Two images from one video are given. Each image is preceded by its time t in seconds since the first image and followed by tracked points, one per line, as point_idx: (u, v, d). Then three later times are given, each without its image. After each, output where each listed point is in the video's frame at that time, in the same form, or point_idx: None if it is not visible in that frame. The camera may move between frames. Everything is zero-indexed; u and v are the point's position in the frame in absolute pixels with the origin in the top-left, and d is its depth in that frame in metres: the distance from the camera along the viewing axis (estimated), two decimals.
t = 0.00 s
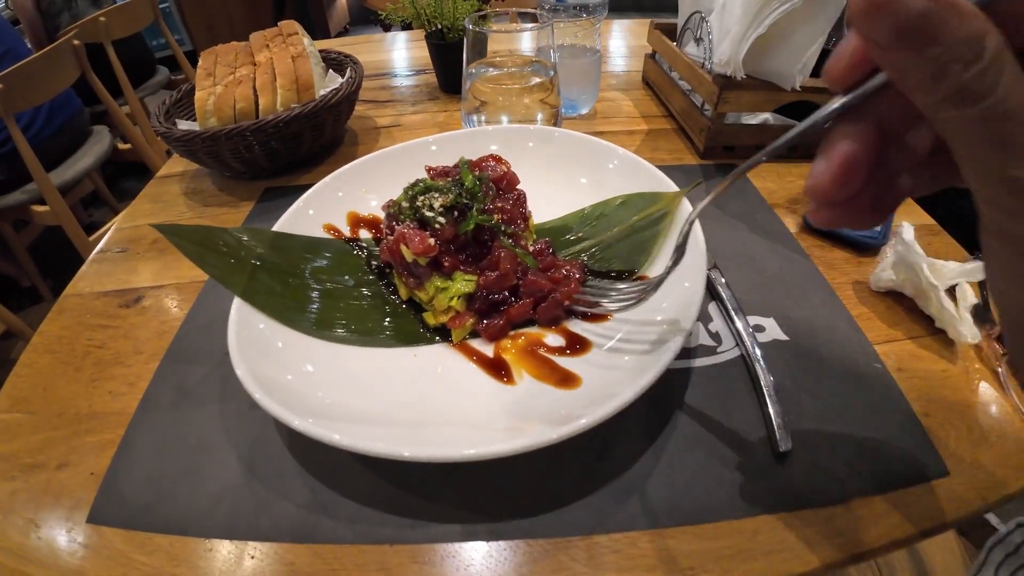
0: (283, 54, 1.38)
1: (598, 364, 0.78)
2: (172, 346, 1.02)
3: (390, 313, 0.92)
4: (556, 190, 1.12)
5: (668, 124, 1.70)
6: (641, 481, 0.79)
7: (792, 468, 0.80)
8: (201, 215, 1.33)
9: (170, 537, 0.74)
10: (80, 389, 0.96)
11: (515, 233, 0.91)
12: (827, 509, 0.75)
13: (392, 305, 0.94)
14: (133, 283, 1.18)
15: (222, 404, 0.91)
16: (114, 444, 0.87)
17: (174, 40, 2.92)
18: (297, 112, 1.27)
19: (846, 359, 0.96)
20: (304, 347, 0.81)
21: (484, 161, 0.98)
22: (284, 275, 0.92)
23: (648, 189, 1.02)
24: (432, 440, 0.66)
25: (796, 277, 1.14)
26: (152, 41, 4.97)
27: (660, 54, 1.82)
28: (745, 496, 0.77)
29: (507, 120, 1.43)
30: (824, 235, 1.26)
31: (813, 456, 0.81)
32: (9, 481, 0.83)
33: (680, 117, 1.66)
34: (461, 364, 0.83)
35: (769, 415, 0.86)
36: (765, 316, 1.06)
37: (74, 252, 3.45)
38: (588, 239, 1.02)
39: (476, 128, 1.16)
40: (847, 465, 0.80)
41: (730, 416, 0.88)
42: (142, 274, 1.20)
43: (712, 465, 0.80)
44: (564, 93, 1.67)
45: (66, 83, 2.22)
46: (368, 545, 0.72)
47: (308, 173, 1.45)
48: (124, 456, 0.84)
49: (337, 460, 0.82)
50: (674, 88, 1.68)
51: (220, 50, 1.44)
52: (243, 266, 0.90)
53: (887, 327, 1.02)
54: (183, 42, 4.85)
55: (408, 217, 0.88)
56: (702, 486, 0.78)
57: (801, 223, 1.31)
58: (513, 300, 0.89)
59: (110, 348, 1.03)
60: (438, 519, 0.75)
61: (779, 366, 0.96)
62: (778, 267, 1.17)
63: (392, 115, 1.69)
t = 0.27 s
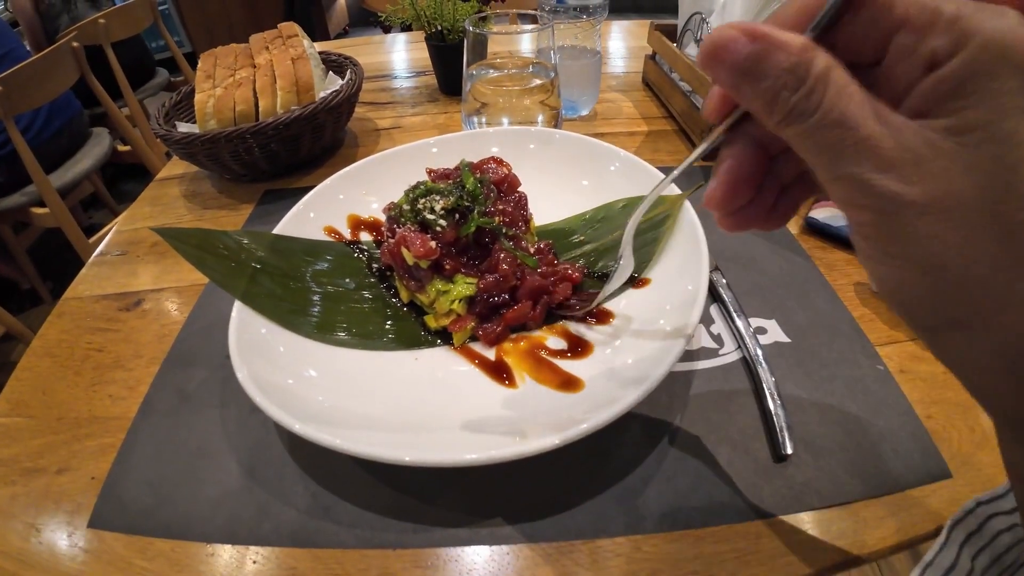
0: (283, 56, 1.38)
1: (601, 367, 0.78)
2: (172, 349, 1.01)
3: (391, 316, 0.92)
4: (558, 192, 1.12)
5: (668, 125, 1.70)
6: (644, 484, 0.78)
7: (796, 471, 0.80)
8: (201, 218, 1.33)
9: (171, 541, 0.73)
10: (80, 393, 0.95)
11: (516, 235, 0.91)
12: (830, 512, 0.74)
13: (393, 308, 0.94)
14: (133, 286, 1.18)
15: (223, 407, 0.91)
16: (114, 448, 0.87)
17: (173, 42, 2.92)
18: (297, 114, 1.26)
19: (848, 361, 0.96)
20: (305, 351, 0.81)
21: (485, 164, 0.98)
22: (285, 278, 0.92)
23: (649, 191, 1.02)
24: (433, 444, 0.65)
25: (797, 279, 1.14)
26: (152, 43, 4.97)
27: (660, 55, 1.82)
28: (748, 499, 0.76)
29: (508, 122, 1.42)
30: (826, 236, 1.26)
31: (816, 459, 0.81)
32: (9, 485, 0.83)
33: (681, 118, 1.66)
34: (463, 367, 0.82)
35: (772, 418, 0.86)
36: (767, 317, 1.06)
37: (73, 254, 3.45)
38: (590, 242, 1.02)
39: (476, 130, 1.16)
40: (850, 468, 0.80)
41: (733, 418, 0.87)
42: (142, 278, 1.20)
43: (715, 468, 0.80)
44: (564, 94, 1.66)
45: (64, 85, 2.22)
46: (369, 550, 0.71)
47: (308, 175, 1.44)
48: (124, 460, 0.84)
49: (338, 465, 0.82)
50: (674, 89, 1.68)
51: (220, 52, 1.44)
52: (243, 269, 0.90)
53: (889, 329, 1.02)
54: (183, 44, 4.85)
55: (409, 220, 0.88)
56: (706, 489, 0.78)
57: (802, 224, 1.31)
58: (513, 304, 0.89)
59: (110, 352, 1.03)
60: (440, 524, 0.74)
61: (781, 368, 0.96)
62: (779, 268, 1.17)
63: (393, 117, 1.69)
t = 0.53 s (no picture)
0: (286, 58, 1.38)
1: (608, 370, 0.78)
2: (176, 352, 1.01)
3: (397, 318, 0.92)
4: (562, 193, 1.12)
5: (671, 126, 1.70)
6: (651, 486, 0.78)
7: (803, 473, 0.80)
8: (204, 220, 1.33)
9: (178, 545, 0.73)
10: (85, 396, 0.95)
11: (522, 237, 0.91)
12: (838, 514, 0.74)
13: (399, 310, 0.93)
14: (137, 288, 1.18)
15: (228, 410, 0.91)
16: (119, 451, 0.87)
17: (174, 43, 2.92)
18: (300, 116, 1.26)
19: (854, 363, 0.96)
20: (311, 353, 0.81)
21: (490, 165, 0.97)
22: (290, 280, 0.92)
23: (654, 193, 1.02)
24: (440, 446, 0.65)
25: (802, 280, 1.14)
26: (151, 44, 4.97)
27: (662, 57, 1.82)
28: (756, 501, 0.76)
29: (512, 124, 1.42)
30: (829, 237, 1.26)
31: (823, 460, 0.81)
32: (14, 488, 0.83)
33: (683, 120, 1.66)
34: (469, 369, 0.82)
35: (778, 419, 0.86)
36: (772, 319, 1.06)
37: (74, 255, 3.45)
38: (595, 243, 1.01)
39: (481, 131, 1.16)
40: (857, 470, 0.80)
41: (739, 420, 0.87)
42: (146, 280, 1.20)
43: (722, 471, 0.80)
44: (567, 96, 1.67)
45: (66, 86, 2.22)
46: (377, 553, 0.71)
47: (311, 176, 1.44)
48: (129, 463, 0.84)
49: (344, 467, 0.81)
50: (677, 91, 1.68)
51: (223, 54, 1.44)
52: (248, 272, 0.90)
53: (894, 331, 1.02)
54: (182, 45, 4.85)
55: (415, 222, 0.88)
56: (713, 491, 0.77)
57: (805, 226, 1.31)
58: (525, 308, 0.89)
59: (114, 355, 1.03)
60: (446, 526, 0.74)
61: (787, 370, 0.95)
62: (784, 269, 1.17)
63: (395, 118, 1.69)
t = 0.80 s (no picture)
0: (288, 60, 1.38)
1: (611, 375, 0.78)
2: (179, 356, 1.01)
3: (400, 322, 0.92)
4: (566, 197, 1.12)
5: (672, 128, 1.70)
6: (655, 489, 0.78)
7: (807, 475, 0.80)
8: (206, 223, 1.33)
9: (181, 549, 0.73)
10: (88, 400, 0.95)
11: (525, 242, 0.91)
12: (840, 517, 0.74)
13: (402, 314, 0.93)
14: (139, 291, 1.18)
15: (231, 414, 0.91)
16: (122, 455, 0.87)
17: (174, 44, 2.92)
18: (303, 119, 1.26)
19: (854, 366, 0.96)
20: (314, 357, 0.81)
21: (493, 169, 0.97)
22: (294, 284, 0.92)
23: (656, 196, 1.02)
24: (445, 453, 0.65)
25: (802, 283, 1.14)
26: (152, 45, 4.97)
27: (664, 59, 1.82)
28: (759, 505, 0.76)
29: (514, 127, 1.42)
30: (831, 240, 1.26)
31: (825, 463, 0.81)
32: (17, 493, 0.83)
33: (685, 122, 1.66)
34: (473, 373, 0.82)
35: (781, 422, 0.86)
36: (774, 322, 1.06)
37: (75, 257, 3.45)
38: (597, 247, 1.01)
39: (483, 135, 1.16)
40: (859, 473, 0.80)
41: (742, 424, 0.87)
42: (148, 283, 1.20)
43: (725, 474, 0.80)
44: (569, 99, 1.68)
45: (66, 88, 2.22)
46: (381, 557, 0.71)
47: (314, 179, 1.44)
48: (133, 466, 0.84)
49: (348, 471, 0.81)
50: (679, 93, 1.68)
51: (226, 57, 1.44)
52: (251, 276, 0.90)
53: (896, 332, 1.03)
54: (183, 47, 4.86)
55: (419, 226, 0.88)
56: (717, 495, 0.78)
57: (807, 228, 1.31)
58: (530, 315, 0.89)
59: (117, 358, 1.03)
60: (450, 531, 0.74)
61: (791, 373, 0.96)
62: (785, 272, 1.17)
63: (397, 120, 1.69)
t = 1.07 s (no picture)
0: (288, 60, 1.36)
1: (619, 380, 0.76)
2: (177, 359, 1.00)
3: (403, 325, 0.90)
4: (571, 198, 1.10)
5: (676, 128, 1.68)
6: (664, 497, 0.77)
7: (818, 482, 0.78)
8: (206, 224, 1.31)
9: (180, 559, 0.72)
10: (85, 405, 0.94)
11: (530, 244, 0.89)
12: (854, 525, 0.73)
13: (404, 318, 0.92)
14: (138, 294, 1.16)
15: (231, 419, 0.90)
16: (120, 461, 0.85)
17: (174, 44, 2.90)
18: (303, 119, 1.25)
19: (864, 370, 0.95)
20: (315, 361, 0.79)
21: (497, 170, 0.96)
22: (294, 287, 0.90)
23: (662, 197, 1.01)
24: (448, 462, 0.64)
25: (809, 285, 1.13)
26: (152, 45, 4.95)
27: (667, 58, 1.80)
28: (770, 512, 0.74)
29: (517, 127, 1.41)
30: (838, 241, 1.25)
31: (837, 470, 0.80)
32: (13, 501, 0.81)
33: (689, 122, 1.64)
34: (477, 378, 0.81)
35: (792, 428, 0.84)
36: (782, 325, 1.04)
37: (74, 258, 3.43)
38: (602, 249, 1.00)
39: (487, 135, 1.14)
40: (871, 480, 0.78)
41: (752, 429, 0.85)
42: (147, 285, 1.18)
43: (736, 481, 0.78)
44: (573, 99, 1.66)
45: (64, 89, 2.20)
46: (385, 567, 0.70)
47: (314, 180, 1.43)
48: (131, 473, 0.82)
49: (350, 478, 0.80)
50: (683, 92, 1.66)
51: (225, 56, 1.42)
52: (251, 279, 0.88)
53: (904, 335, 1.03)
54: (183, 47, 4.85)
55: (422, 228, 0.87)
56: (727, 502, 0.76)
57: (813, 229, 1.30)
58: (536, 318, 0.87)
59: (114, 362, 1.01)
60: (454, 540, 0.73)
61: (800, 378, 0.94)
62: (792, 274, 1.15)
63: (398, 120, 1.68)
